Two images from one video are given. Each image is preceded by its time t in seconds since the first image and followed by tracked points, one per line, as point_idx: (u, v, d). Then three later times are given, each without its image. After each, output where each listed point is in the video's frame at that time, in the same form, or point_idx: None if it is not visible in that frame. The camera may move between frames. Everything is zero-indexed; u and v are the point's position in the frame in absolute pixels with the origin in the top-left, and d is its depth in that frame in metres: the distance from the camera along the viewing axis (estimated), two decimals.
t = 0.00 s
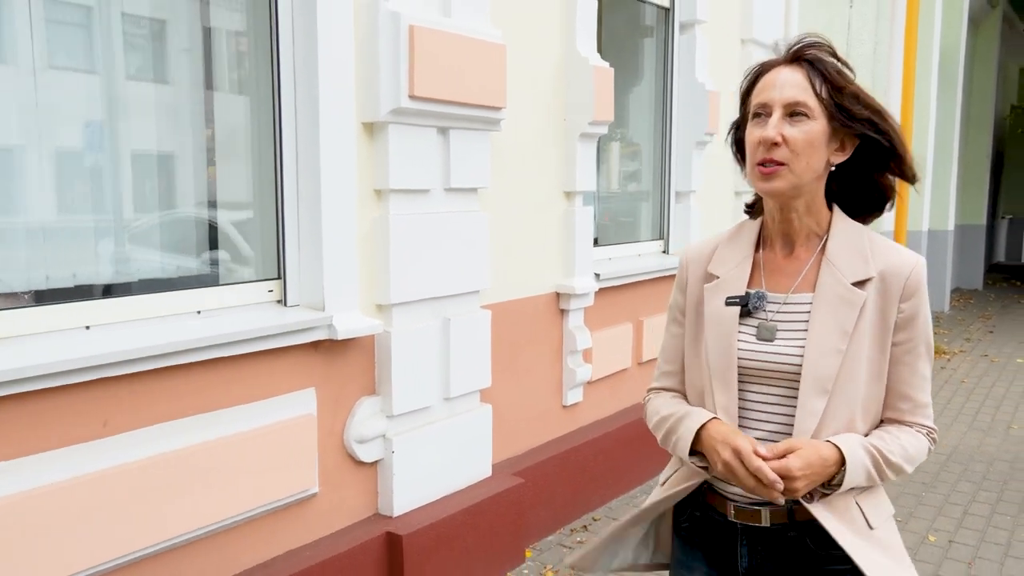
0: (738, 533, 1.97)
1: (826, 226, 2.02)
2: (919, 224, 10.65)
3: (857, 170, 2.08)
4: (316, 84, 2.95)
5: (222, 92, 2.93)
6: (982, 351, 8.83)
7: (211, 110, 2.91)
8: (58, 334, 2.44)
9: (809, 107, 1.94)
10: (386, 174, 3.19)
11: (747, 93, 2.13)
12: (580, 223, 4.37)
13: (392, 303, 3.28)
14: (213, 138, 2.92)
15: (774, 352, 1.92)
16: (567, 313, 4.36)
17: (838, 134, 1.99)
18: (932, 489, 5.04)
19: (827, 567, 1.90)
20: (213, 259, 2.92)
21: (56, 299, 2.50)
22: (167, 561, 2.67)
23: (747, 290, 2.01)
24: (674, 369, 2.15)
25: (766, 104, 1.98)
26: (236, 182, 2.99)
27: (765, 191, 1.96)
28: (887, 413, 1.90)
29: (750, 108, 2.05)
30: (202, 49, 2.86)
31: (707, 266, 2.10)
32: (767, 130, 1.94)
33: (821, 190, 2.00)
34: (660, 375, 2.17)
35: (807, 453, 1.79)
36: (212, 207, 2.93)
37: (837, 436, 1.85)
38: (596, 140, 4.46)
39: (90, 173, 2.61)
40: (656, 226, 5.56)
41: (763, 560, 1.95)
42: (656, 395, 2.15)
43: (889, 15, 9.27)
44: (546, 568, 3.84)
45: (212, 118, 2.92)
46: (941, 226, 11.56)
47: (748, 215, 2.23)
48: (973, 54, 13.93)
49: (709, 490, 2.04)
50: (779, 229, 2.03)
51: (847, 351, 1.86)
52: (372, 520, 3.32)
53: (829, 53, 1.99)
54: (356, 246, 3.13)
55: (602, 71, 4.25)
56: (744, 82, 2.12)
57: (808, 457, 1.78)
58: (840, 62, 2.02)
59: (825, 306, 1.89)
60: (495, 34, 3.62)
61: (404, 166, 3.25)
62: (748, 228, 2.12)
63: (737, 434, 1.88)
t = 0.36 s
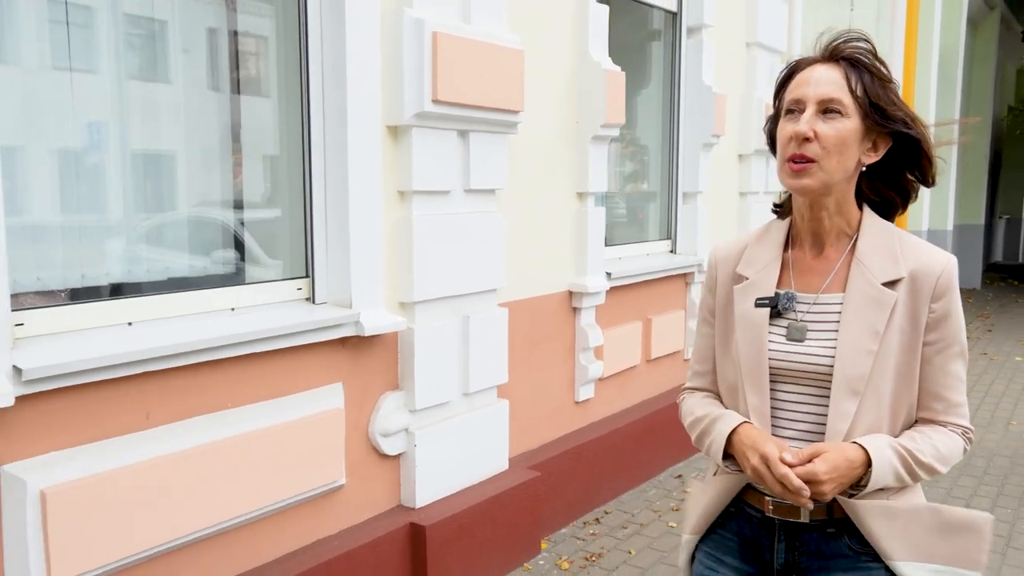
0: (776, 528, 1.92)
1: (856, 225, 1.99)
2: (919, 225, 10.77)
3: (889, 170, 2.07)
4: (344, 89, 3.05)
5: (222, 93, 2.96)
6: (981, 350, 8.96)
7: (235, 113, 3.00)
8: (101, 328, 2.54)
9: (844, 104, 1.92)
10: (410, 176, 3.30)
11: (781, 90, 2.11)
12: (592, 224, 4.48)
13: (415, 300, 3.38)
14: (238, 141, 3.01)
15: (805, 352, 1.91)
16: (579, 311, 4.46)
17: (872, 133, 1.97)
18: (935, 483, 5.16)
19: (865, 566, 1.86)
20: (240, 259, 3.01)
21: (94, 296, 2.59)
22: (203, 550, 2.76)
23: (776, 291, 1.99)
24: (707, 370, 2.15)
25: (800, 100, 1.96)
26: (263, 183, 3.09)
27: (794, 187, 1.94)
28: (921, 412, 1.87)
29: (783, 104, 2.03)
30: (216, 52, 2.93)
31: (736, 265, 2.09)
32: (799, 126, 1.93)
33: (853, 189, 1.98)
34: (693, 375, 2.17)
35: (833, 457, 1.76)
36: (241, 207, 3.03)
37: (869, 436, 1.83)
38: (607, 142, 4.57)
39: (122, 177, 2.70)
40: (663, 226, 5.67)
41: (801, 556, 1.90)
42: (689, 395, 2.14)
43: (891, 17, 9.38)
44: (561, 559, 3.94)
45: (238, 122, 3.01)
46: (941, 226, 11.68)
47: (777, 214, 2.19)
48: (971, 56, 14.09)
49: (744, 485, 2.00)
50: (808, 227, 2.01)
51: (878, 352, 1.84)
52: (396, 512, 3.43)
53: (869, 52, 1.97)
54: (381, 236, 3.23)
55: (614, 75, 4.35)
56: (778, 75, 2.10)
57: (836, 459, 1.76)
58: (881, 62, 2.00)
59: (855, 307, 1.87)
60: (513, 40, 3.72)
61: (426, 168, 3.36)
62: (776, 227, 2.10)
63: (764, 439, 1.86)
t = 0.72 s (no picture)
0: (803, 526, 1.99)
1: (867, 231, 2.06)
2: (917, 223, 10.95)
3: (899, 172, 2.13)
4: (377, 93, 3.21)
5: (223, 92, 2.99)
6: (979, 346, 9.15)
7: (265, 115, 3.14)
8: (157, 321, 2.68)
9: (853, 118, 1.97)
10: (437, 177, 3.45)
11: (789, 99, 2.16)
12: (604, 223, 4.63)
13: (441, 295, 3.53)
14: (269, 143, 3.16)
15: (826, 354, 1.97)
16: (593, 308, 4.61)
17: (881, 142, 2.03)
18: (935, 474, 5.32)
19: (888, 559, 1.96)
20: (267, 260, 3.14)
21: (138, 290, 2.70)
22: (245, 533, 2.89)
23: (794, 295, 2.04)
24: (723, 372, 2.18)
25: (809, 115, 2.00)
26: (291, 185, 3.22)
27: (809, 202, 2.00)
28: (932, 408, 1.96)
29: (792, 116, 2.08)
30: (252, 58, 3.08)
31: (751, 271, 2.12)
32: (811, 142, 1.97)
33: (864, 197, 2.04)
34: (707, 379, 2.20)
35: (864, 458, 1.84)
36: (272, 205, 3.17)
37: (889, 435, 1.91)
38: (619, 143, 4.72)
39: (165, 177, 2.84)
40: (670, 225, 5.82)
41: (827, 552, 1.97)
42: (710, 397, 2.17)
43: (890, 19, 9.56)
44: (578, 545, 4.09)
45: (269, 124, 3.16)
46: (938, 225, 11.85)
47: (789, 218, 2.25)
48: (967, 58, 14.30)
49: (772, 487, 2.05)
50: (822, 234, 2.06)
51: (898, 353, 1.92)
52: (422, 498, 3.57)
53: (875, 62, 2.02)
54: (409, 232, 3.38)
55: (626, 79, 4.51)
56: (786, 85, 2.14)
57: (868, 464, 1.83)
58: (886, 70, 2.05)
59: (874, 311, 1.94)
60: (533, 46, 3.88)
61: (452, 168, 3.51)
62: (789, 232, 2.14)
63: (796, 442, 1.90)
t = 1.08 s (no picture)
0: (787, 532, 2.03)
1: (834, 229, 2.10)
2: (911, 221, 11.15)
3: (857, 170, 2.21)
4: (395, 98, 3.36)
5: (222, 92, 3.03)
6: (970, 342, 9.35)
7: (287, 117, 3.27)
8: (188, 314, 2.81)
9: (826, 113, 2.03)
10: (451, 177, 3.60)
11: (749, 103, 2.20)
12: (608, 222, 4.78)
13: (455, 290, 3.67)
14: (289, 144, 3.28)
15: (801, 355, 2.00)
16: (597, 304, 4.76)
17: (847, 139, 2.11)
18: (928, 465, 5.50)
19: (870, 564, 2.00)
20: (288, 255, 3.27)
21: (160, 287, 2.79)
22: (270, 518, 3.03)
23: (767, 299, 2.07)
24: (700, 378, 2.21)
25: (782, 111, 2.05)
26: (310, 186, 3.36)
27: (790, 195, 2.02)
28: (910, 402, 2.01)
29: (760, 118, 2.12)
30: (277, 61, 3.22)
31: (723, 276, 2.15)
32: (791, 136, 2.01)
33: (833, 195, 2.09)
34: (684, 386, 2.23)
35: (844, 461, 1.87)
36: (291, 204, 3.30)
37: (867, 433, 1.94)
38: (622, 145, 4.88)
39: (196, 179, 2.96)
40: (671, 223, 5.98)
41: (809, 557, 2.01)
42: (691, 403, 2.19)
43: (885, 22, 9.75)
44: (584, 532, 4.24)
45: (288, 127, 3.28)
46: (931, 224, 12.02)
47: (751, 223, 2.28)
48: (959, 59, 14.54)
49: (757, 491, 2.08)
50: (794, 233, 2.09)
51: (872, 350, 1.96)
52: (437, 485, 3.72)
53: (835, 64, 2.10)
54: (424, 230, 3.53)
55: (630, 83, 4.66)
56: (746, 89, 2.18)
57: (848, 467, 1.86)
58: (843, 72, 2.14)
59: (847, 310, 1.98)
60: (541, 51, 4.04)
61: (465, 169, 3.66)
62: (759, 236, 2.17)
63: (777, 448, 1.94)
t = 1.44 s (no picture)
0: (751, 515, 2.06)
1: (805, 221, 2.15)
2: (905, 221, 11.34)
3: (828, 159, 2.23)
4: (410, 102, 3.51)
5: (220, 92, 3.07)
6: (963, 340, 9.54)
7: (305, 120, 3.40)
8: (215, 308, 2.95)
9: (793, 107, 2.07)
10: (461, 177, 3.74)
11: (719, 99, 2.24)
12: (610, 221, 4.93)
13: (465, 286, 3.82)
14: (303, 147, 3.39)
15: (770, 342, 2.04)
16: (600, 300, 4.92)
17: (814, 132, 2.14)
18: (919, 457, 5.67)
19: (834, 549, 2.01)
20: (302, 252, 3.39)
21: (181, 283, 2.89)
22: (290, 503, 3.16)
23: (739, 288, 2.11)
24: (675, 369, 2.24)
25: (750, 107, 2.09)
26: (324, 187, 3.48)
27: (758, 190, 2.07)
28: (876, 393, 2.04)
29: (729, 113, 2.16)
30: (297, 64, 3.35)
31: (696, 266, 2.19)
32: (758, 133, 2.06)
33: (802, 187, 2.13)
34: (661, 376, 2.26)
35: (811, 441, 1.91)
36: (308, 203, 3.41)
37: (834, 419, 1.97)
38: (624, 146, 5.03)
39: (219, 181, 3.09)
40: (670, 222, 6.14)
41: (774, 541, 2.03)
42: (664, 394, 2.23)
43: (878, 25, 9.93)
44: (588, 520, 4.39)
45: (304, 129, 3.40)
46: (924, 223, 12.19)
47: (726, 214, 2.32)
48: (951, 62, 14.75)
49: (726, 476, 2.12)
50: (766, 225, 2.13)
51: (839, 337, 1.99)
52: (448, 474, 3.86)
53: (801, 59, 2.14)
54: (436, 233, 3.68)
55: (632, 86, 4.82)
56: (716, 84, 2.23)
57: (814, 449, 1.90)
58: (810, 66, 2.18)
59: (815, 298, 2.02)
60: (548, 57, 4.19)
61: (475, 170, 3.81)
62: (732, 228, 2.21)
63: (745, 429, 1.99)
